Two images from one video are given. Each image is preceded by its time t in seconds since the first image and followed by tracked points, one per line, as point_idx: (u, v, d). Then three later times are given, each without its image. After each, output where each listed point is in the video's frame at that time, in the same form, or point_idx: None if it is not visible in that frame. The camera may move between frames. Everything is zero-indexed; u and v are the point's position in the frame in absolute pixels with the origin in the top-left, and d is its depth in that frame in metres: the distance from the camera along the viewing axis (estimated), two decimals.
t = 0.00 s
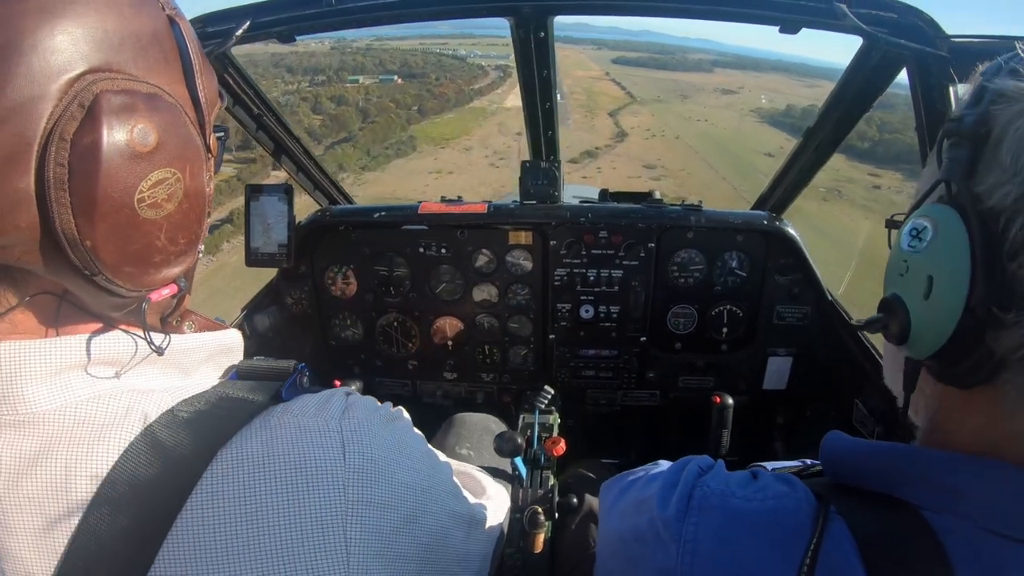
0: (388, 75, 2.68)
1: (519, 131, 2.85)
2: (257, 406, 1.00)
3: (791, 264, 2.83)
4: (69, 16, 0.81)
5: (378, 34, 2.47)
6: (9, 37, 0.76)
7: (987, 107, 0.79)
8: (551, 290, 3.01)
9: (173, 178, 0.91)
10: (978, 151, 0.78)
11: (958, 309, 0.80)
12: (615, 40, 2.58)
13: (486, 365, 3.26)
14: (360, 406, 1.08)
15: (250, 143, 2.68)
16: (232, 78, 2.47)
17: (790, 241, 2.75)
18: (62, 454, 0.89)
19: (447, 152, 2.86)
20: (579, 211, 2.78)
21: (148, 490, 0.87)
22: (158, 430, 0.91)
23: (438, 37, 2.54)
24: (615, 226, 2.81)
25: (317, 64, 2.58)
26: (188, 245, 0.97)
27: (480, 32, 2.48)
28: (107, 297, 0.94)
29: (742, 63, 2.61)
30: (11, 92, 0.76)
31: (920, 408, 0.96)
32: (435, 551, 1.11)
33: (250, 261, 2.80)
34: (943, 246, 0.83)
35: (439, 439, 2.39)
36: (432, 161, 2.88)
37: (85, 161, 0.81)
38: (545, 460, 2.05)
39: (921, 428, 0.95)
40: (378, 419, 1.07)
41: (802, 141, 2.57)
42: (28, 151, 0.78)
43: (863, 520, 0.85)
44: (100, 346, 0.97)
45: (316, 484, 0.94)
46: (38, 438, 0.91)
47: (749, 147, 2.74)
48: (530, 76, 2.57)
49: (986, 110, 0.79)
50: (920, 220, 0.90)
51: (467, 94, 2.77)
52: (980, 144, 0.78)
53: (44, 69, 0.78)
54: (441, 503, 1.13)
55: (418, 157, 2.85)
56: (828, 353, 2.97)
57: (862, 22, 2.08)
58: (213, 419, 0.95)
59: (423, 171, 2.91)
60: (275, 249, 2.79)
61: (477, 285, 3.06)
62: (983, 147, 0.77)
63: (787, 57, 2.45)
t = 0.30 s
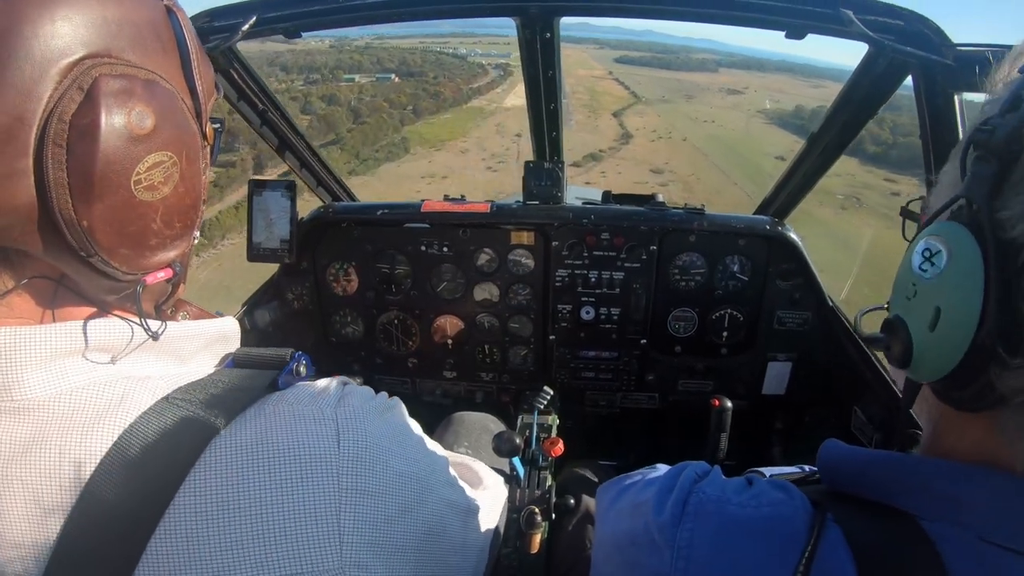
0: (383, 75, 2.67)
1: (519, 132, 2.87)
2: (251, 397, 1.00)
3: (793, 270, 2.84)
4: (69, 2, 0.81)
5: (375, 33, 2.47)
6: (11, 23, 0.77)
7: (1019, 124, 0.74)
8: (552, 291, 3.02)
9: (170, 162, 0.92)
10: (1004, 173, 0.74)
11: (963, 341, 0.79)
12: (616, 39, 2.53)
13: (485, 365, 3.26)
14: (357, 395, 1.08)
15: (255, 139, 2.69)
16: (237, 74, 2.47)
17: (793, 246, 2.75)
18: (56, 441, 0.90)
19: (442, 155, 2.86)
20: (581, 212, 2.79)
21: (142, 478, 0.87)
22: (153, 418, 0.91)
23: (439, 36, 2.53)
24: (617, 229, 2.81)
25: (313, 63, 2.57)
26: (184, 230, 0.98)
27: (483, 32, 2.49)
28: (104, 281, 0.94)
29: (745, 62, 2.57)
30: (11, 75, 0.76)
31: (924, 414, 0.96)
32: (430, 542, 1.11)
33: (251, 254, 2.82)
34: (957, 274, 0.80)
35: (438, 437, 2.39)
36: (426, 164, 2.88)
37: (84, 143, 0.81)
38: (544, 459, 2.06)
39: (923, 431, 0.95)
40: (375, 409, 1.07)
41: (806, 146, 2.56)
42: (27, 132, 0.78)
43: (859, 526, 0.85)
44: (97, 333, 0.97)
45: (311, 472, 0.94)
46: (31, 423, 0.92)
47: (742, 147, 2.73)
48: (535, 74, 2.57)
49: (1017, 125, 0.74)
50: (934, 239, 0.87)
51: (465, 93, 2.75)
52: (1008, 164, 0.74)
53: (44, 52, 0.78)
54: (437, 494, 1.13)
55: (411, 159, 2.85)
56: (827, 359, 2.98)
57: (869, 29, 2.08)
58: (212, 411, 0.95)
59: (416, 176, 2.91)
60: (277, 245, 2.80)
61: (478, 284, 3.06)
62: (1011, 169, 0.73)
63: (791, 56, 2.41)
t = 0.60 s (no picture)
0: (377, 74, 2.69)
1: (516, 135, 2.88)
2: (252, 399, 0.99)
3: (793, 272, 2.84)
4: None
5: (376, 32, 2.49)
6: (5, 17, 0.77)
7: (1007, 137, 0.73)
8: (553, 290, 3.02)
9: (170, 155, 0.91)
10: (992, 190, 0.73)
11: (952, 359, 0.79)
12: (615, 38, 2.51)
13: (485, 364, 3.26)
14: (357, 400, 1.08)
15: (257, 134, 2.68)
16: (240, 69, 2.47)
17: (792, 247, 2.75)
18: (56, 440, 0.90)
19: (432, 160, 2.89)
20: (583, 212, 2.79)
21: (144, 477, 0.87)
22: (154, 416, 0.91)
23: (441, 35, 2.58)
24: (618, 229, 2.81)
25: (307, 63, 2.56)
26: (185, 224, 0.98)
27: (480, 32, 2.51)
28: (104, 276, 0.94)
29: (748, 59, 2.57)
30: (8, 68, 0.76)
31: (922, 418, 0.95)
32: (427, 549, 1.12)
33: (252, 250, 2.81)
34: (945, 290, 0.80)
35: (436, 436, 2.39)
36: (415, 169, 2.92)
37: (82, 137, 0.81)
38: (542, 459, 2.04)
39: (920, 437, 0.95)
40: (375, 415, 1.07)
41: (808, 148, 2.56)
42: (24, 128, 0.78)
43: (856, 530, 0.85)
44: (95, 332, 0.97)
45: (310, 478, 0.94)
46: (34, 423, 0.92)
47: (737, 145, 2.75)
48: (538, 74, 2.56)
49: (1006, 139, 0.73)
50: (920, 256, 0.87)
51: (461, 92, 2.79)
52: (996, 179, 0.73)
53: (41, 47, 0.78)
54: (435, 502, 1.13)
55: (400, 163, 2.90)
56: (827, 362, 2.98)
57: (873, 32, 2.07)
58: (218, 410, 0.95)
59: (406, 182, 2.94)
60: (278, 241, 2.80)
61: (478, 283, 3.06)
62: (998, 187, 0.73)
63: (793, 56, 2.41)
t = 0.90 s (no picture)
0: (368, 75, 2.69)
1: (512, 137, 2.88)
2: (257, 406, 1.01)
3: (798, 270, 2.83)
4: (78, 5, 0.81)
5: (373, 34, 2.49)
6: (8, 31, 0.76)
7: (1010, 131, 0.73)
8: (556, 290, 3.02)
9: (183, 175, 0.92)
10: (995, 184, 0.73)
11: (955, 354, 0.78)
12: (615, 37, 2.52)
13: (489, 364, 3.26)
14: (363, 407, 1.09)
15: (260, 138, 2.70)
16: (241, 71, 2.46)
17: (796, 244, 2.76)
18: (67, 446, 0.91)
19: (421, 164, 2.93)
20: (586, 211, 2.80)
21: (151, 480, 0.89)
22: (164, 423, 0.93)
23: (433, 36, 2.54)
24: (621, 228, 2.82)
25: (297, 63, 2.51)
26: (197, 241, 0.99)
27: (477, 32, 2.51)
28: (114, 292, 0.95)
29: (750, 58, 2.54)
30: (16, 85, 0.76)
31: (925, 415, 0.95)
32: (434, 553, 1.12)
33: (257, 253, 2.83)
34: (947, 287, 0.80)
35: (442, 437, 2.39)
36: (402, 176, 2.97)
37: (94, 158, 0.81)
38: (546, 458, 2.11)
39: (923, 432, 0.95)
40: (382, 420, 1.08)
41: (812, 145, 2.55)
42: (35, 148, 0.78)
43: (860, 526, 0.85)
44: (106, 342, 0.99)
45: (320, 484, 0.95)
46: (44, 431, 0.92)
47: (740, 142, 2.75)
48: (541, 74, 2.56)
49: (1009, 133, 0.72)
50: (921, 251, 0.87)
51: (456, 93, 2.80)
52: (1000, 173, 0.73)
53: (52, 63, 0.78)
54: (442, 507, 1.14)
55: (385, 170, 2.97)
56: (832, 359, 2.97)
57: (876, 28, 2.07)
58: (224, 425, 0.96)
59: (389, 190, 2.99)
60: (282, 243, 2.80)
61: (482, 283, 3.07)
62: (1002, 181, 0.73)
63: (793, 55, 2.41)
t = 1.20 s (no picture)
0: (359, 76, 2.67)
1: (512, 135, 2.90)
2: (257, 402, 1.00)
3: (797, 270, 2.83)
4: (65, 4, 0.81)
5: (370, 34, 2.48)
6: None
7: (974, 135, 0.72)
8: (556, 290, 3.02)
9: (173, 166, 0.92)
10: (961, 190, 0.73)
11: (926, 364, 0.78)
12: (613, 37, 2.52)
13: (489, 364, 3.26)
14: (359, 404, 1.09)
15: (262, 138, 2.72)
16: (241, 72, 2.48)
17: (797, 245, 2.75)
18: (64, 443, 0.91)
19: (409, 169, 2.92)
20: (586, 211, 2.80)
21: (148, 476, 0.89)
22: (159, 421, 0.93)
23: (430, 36, 2.54)
24: (621, 227, 2.82)
25: (289, 63, 2.50)
26: (189, 232, 0.99)
27: (476, 32, 2.50)
28: (110, 285, 0.96)
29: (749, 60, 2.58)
30: (7, 83, 0.77)
31: (904, 416, 0.96)
32: (432, 549, 1.12)
33: (258, 254, 2.84)
34: (914, 299, 0.80)
35: (441, 436, 2.39)
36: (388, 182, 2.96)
37: (84, 151, 0.82)
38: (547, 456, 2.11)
39: (902, 435, 0.95)
40: (379, 417, 1.08)
41: (812, 145, 2.55)
42: (25, 144, 0.79)
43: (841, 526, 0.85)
44: (101, 339, 0.98)
45: (317, 482, 0.95)
46: (43, 430, 0.93)
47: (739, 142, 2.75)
48: (540, 74, 2.55)
49: (970, 140, 0.72)
50: (888, 262, 0.86)
51: (451, 93, 2.76)
52: (966, 178, 0.72)
53: (41, 58, 0.79)
54: (440, 503, 1.14)
55: (370, 174, 2.95)
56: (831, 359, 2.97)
57: (874, 27, 2.06)
58: (221, 416, 0.96)
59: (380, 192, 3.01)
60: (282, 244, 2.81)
61: (482, 283, 3.07)
62: (968, 186, 0.72)
63: (792, 56, 2.43)
